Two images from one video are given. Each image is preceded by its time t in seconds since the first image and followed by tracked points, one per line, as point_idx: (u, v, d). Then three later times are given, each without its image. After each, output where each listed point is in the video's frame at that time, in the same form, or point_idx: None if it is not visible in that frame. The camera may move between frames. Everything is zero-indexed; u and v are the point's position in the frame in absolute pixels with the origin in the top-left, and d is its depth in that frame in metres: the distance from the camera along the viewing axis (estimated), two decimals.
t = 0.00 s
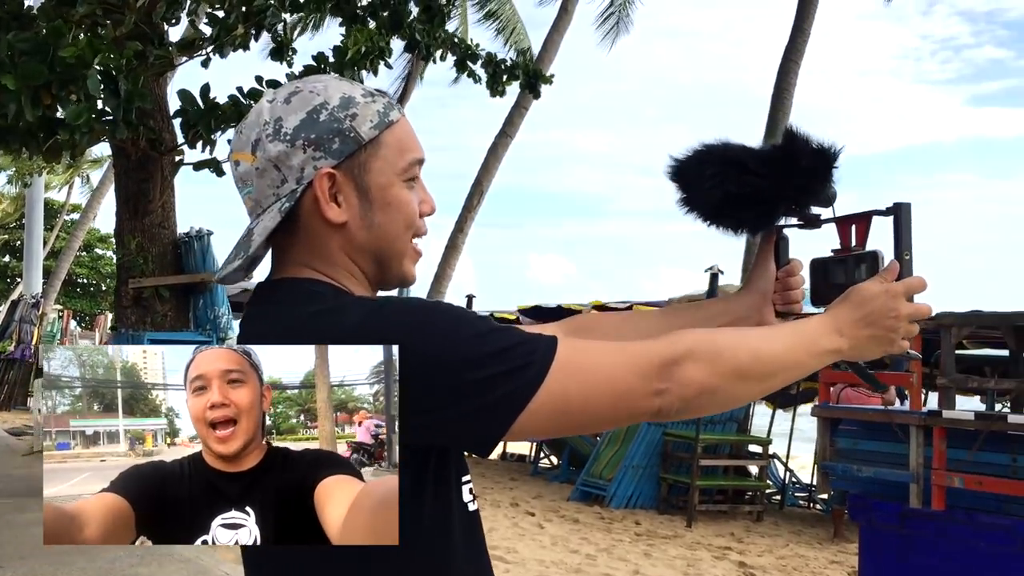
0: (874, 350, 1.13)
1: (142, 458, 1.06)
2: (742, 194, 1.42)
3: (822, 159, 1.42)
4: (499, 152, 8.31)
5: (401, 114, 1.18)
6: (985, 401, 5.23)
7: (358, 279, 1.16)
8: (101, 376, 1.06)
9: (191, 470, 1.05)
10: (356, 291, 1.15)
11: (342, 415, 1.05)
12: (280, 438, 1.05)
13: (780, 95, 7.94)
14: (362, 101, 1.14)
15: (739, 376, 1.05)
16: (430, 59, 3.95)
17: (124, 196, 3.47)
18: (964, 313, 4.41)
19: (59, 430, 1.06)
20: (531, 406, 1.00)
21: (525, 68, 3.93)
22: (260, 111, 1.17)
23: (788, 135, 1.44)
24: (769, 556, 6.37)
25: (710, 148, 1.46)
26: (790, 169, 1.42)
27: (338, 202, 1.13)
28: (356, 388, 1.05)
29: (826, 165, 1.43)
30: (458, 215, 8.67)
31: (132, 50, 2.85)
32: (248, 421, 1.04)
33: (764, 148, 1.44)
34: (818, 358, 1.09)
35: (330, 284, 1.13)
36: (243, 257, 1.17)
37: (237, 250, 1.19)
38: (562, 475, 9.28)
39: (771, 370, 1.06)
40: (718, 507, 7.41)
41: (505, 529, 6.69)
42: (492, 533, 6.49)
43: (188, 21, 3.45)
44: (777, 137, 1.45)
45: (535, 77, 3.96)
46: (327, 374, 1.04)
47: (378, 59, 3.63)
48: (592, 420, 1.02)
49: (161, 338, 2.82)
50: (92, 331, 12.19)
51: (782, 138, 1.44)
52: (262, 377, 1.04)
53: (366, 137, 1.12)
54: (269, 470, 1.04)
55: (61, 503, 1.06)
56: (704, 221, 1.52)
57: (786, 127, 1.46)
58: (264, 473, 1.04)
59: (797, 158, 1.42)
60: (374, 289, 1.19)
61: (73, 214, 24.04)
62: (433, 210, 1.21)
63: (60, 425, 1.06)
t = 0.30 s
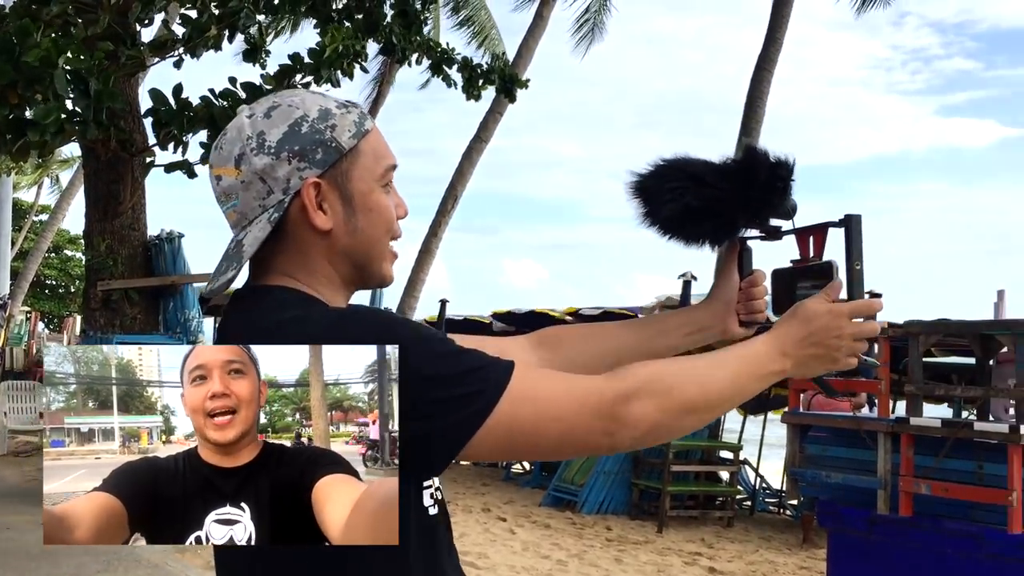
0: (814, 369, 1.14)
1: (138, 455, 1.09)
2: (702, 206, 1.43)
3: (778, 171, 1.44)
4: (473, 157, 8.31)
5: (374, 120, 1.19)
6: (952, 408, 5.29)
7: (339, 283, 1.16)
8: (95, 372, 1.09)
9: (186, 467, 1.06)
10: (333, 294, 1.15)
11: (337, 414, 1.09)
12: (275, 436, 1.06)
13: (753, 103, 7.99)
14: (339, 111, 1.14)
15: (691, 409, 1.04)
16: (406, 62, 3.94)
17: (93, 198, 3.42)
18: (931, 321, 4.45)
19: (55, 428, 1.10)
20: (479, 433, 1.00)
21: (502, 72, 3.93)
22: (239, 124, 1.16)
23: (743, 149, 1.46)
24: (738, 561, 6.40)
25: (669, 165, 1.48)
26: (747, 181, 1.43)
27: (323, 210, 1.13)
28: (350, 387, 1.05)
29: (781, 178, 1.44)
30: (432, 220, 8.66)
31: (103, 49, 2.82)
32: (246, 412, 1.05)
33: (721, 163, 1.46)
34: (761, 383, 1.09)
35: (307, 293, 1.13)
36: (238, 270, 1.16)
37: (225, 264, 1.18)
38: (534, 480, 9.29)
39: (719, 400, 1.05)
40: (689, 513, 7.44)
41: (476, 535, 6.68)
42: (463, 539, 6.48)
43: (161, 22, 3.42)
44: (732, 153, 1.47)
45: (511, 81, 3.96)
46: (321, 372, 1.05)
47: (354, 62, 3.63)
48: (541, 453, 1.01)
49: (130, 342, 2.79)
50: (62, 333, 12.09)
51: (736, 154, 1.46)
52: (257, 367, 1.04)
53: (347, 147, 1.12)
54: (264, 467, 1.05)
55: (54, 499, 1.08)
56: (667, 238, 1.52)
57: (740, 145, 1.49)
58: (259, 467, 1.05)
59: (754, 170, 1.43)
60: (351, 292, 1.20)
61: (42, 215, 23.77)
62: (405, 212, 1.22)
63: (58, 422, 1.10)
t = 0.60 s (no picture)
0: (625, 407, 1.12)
1: (133, 451, 1.08)
2: (664, 210, 1.45)
3: (742, 181, 1.45)
4: (453, 162, 8.31)
5: (359, 133, 1.23)
6: (928, 414, 5.33)
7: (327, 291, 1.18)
8: (88, 368, 1.10)
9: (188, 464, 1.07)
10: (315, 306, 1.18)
11: (331, 411, 1.09)
12: (272, 434, 1.09)
13: (732, 110, 8.04)
14: (324, 125, 1.18)
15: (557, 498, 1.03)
16: (386, 67, 3.94)
17: (70, 202, 3.39)
18: (906, 328, 4.48)
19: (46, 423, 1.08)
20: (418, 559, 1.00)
21: (482, 79, 3.93)
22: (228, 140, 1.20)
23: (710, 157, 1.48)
24: (717, 567, 6.42)
25: (635, 171, 1.51)
26: (711, 188, 1.45)
27: (311, 218, 1.16)
28: (345, 383, 1.08)
29: (745, 187, 1.45)
30: (412, 225, 8.64)
31: (80, 52, 2.79)
32: (256, 409, 1.07)
33: (689, 168, 1.48)
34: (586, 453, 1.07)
35: (294, 302, 1.15)
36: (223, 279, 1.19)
37: (220, 271, 1.21)
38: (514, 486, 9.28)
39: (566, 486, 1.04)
40: (667, 518, 7.45)
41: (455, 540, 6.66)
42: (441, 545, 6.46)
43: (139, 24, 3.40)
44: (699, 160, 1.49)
45: (491, 88, 3.97)
46: (313, 370, 1.07)
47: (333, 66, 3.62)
48: None
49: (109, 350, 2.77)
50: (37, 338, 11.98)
51: (704, 161, 1.48)
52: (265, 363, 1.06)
53: (331, 156, 1.16)
54: (270, 466, 1.07)
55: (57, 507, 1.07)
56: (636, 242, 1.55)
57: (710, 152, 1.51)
58: (266, 465, 1.07)
59: (718, 178, 1.44)
60: (338, 299, 1.22)
61: (18, 217, 23.52)
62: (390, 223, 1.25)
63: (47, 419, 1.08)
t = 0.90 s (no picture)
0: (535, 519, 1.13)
1: (124, 452, 1.19)
2: (636, 230, 1.47)
3: (710, 199, 1.47)
4: (442, 164, 8.31)
5: (346, 150, 1.36)
6: (915, 415, 5.36)
7: (303, 299, 1.32)
8: (81, 369, 1.23)
9: (178, 470, 1.18)
10: (295, 316, 1.32)
11: (325, 410, 1.21)
12: (266, 432, 1.20)
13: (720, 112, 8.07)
14: (310, 141, 1.32)
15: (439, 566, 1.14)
16: (373, 70, 3.94)
17: (56, 203, 3.37)
18: (893, 328, 4.51)
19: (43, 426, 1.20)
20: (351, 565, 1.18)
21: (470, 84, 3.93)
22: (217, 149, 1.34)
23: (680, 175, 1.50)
24: (706, 567, 6.43)
25: (607, 188, 1.53)
26: (680, 206, 1.46)
27: (287, 230, 1.30)
28: (337, 382, 1.22)
29: (713, 204, 1.47)
30: (401, 226, 8.64)
31: (67, 53, 2.77)
32: (242, 406, 1.19)
33: (659, 186, 1.50)
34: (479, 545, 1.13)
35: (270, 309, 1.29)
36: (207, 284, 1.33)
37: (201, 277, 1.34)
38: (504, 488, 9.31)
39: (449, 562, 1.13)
40: (657, 519, 7.47)
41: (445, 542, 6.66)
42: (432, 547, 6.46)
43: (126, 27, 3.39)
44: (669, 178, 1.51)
45: (479, 92, 3.97)
46: (305, 368, 1.20)
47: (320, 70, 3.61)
48: None
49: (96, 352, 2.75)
50: (23, 341, 11.88)
51: (674, 179, 1.50)
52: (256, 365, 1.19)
53: (312, 172, 1.30)
54: (264, 468, 1.19)
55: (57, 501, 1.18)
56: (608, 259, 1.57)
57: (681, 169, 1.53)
58: (262, 465, 1.19)
59: (687, 196, 1.47)
60: (320, 308, 1.36)
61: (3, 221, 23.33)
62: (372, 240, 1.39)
63: (40, 422, 1.21)
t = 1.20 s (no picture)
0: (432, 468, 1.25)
1: (135, 447, 1.23)
2: (614, 235, 1.48)
3: (686, 199, 1.48)
4: (438, 162, 8.30)
5: (335, 157, 1.36)
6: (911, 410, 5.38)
7: (282, 303, 1.34)
8: (93, 364, 1.22)
9: (179, 465, 1.22)
10: (275, 318, 1.34)
11: (335, 414, 1.22)
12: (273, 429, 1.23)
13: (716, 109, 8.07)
14: (295, 147, 1.33)
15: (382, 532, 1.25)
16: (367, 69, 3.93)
17: (51, 203, 3.37)
18: (890, 323, 4.52)
19: (50, 418, 1.21)
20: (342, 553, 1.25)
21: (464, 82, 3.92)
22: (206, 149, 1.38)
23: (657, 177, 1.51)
24: (704, 563, 6.44)
25: (586, 194, 1.54)
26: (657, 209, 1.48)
27: (264, 233, 1.32)
28: (350, 387, 1.22)
29: (689, 205, 1.48)
30: (397, 225, 8.64)
31: (61, 53, 2.77)
32: (240, 399, 1.22)
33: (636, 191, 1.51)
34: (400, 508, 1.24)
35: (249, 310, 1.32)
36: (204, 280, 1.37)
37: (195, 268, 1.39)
38: (502, 485, 9.32)
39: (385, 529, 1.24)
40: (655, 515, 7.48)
41: (443, 540, 6.66)
42: (430, 544, 6.47)
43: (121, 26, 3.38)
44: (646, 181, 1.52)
45: (472, 90, 3.97)
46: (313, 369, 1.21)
47: (314, 69, 3.61)
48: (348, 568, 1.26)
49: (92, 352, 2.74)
50: (19, 341, 11.84)
51: (650, 183, 1.51)
52: (263, 361, 1.21)
53: (292, 178, 1.31)
54: (268, 461, 1.24)
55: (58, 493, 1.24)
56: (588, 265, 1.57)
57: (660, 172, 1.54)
58: (266, 459, 1.24)
59: (664, 198, 1.48)
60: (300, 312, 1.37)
61: None
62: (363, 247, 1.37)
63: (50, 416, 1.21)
